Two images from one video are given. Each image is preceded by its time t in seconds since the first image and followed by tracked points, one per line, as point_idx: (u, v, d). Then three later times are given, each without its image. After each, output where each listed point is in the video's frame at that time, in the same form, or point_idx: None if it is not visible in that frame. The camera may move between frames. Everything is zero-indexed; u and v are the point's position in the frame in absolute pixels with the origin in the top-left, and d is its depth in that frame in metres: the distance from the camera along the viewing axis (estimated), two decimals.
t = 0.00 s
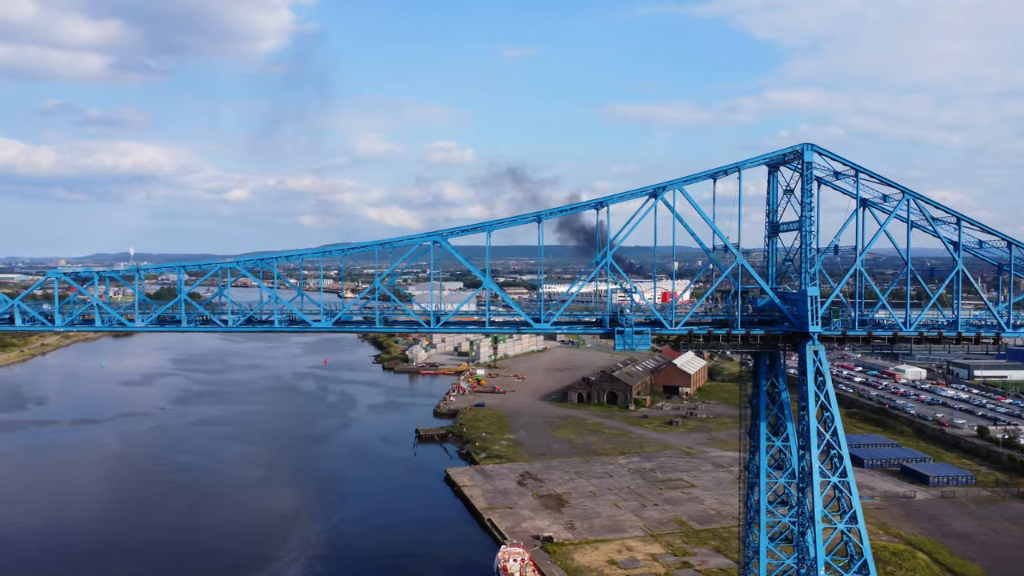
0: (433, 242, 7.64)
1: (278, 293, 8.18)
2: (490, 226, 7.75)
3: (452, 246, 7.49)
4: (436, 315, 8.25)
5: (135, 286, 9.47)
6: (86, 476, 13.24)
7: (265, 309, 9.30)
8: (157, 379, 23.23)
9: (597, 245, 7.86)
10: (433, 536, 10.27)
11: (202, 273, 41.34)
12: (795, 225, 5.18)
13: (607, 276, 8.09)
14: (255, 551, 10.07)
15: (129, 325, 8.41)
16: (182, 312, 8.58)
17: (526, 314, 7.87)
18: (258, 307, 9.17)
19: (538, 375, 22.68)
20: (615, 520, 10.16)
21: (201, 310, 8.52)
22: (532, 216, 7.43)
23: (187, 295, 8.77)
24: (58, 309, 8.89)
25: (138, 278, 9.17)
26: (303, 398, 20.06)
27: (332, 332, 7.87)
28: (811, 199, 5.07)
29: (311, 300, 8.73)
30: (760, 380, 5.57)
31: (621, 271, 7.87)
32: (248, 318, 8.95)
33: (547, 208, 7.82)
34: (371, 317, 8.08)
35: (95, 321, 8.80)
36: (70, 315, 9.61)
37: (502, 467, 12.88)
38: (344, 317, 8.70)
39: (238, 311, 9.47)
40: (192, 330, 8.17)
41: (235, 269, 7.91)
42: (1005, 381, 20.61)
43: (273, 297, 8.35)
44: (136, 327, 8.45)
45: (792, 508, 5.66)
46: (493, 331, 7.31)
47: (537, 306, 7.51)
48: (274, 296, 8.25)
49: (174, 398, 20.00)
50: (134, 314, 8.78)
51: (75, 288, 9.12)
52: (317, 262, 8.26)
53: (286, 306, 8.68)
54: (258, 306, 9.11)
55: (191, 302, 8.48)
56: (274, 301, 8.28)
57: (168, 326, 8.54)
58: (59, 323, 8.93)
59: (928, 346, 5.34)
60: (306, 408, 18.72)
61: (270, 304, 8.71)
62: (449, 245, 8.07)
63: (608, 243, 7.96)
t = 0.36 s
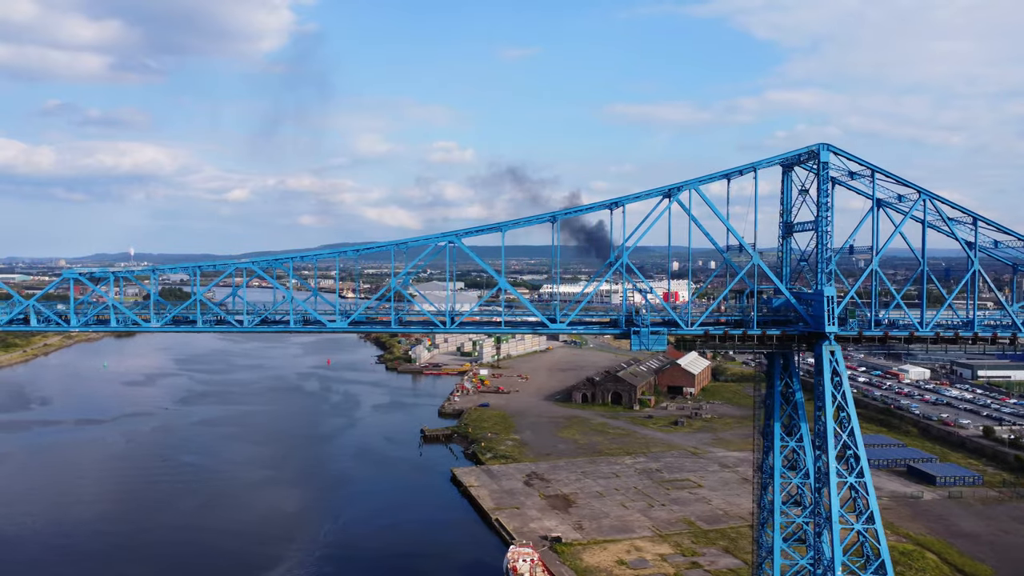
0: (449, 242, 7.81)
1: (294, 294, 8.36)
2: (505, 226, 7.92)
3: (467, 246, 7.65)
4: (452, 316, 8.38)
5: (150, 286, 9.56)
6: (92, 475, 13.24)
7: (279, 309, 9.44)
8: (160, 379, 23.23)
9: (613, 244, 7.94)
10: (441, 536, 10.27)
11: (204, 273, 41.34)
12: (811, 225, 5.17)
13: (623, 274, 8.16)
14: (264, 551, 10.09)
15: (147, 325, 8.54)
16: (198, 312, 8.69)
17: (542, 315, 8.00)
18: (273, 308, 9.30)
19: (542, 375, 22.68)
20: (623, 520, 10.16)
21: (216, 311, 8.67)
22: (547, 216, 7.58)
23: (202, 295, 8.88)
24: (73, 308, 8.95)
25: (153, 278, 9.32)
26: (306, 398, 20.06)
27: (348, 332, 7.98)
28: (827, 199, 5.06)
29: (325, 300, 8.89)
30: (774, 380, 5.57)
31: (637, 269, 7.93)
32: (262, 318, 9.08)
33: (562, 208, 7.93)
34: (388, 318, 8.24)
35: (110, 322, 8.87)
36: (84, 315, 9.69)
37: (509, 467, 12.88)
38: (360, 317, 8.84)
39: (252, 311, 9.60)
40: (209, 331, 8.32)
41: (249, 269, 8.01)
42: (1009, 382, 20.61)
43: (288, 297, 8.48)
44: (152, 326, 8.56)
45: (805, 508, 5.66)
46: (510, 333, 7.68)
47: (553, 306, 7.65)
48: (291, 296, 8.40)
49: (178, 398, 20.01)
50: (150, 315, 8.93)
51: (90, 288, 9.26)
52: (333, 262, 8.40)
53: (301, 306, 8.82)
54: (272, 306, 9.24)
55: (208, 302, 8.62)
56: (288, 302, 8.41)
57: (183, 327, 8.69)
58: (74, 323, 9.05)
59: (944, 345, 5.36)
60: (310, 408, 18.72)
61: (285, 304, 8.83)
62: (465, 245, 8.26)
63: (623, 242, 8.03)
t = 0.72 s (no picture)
0: (466, 243, 7.95)
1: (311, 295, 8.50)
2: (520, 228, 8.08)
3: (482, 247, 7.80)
4: (467, 317, 8.47)
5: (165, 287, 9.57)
6: (98, 476, 13.24)
7: (294, 309, 9.51)
8: (163, 379, 23.25)
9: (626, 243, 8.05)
10: (448, 537, 10.25)
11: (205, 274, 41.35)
12: (827, 225, 5.16)
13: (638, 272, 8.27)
14: (272, 551, 10.09)
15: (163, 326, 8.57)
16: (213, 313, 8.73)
17: (558, 316, 8.12)
18: (287, 308, 9.32)
19: (545, 375, 22.68)
20: (631, 521, 10.15)
21: (232, 310, 8.67)
22: (563, 218, 7.71)
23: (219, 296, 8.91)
24: (89, 309, 8.96)
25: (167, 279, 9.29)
26: (310, 399, 20.07)
27: (365, 334, 8.08)
28: (843, 199, 5.05)
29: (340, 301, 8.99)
30: (787, 380, 5.57)
31: (652, 267, 8.03)
32: (277, 318, 9.09)
33: (576, 210, 8.05)
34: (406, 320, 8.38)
35: (125, 323, 8.87)
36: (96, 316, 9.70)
37: (515, 467, 12.89)
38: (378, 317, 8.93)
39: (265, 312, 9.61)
40: (226, 331, 8.32)
41: (265, 270, 8.07)
42: (1013, 382, 20.61)
43: (304, 297, 8.55)
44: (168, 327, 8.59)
45: (819, 509, 5.66)
46: (526, 333, 7.89)
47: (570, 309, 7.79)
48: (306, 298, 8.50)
49: (182, 398, 20.02)
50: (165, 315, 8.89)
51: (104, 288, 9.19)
52: (350, 262, 8.50)
53: (316, 307, 8.92)
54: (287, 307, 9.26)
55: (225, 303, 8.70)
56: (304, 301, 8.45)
57: (199, 327, 8.65)
58: (89, 323, 9.00)
59: (959, 345, 5.40)
60: (314, 408, 18.72)
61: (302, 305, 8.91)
62: (480, 245, 8.43)
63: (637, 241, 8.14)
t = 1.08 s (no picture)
0: (480, 242, 8.08)
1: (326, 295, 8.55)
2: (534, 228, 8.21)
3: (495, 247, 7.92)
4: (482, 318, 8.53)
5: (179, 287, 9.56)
6: (103, 476, 13.24)
7: (308, 310, 9.51)
8: (166, 379, 23.27)
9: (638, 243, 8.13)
10: (455, 537, 10.25)
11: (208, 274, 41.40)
12: (843, 225, 5.17)
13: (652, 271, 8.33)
14: (279, 552, 10.10)
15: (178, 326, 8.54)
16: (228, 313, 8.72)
17: (572, 316, 8.22)
18: (300, 308, 9.31)
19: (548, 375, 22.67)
20: (638, 521, 10.14)
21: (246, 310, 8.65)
22: (576, 218, 7.83)
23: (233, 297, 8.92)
24: (104, 309, 8.94)
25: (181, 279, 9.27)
26: (313, 398, 20.08)
27: (379, 333, 8.15)
28: (859, 199, 5.07)
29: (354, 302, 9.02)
30: (800, 380, 5.57)
31: (665, 266, 8.08)
32: (290, 318, 9.08)
33: (590, 210, 8.17)
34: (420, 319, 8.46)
35: (141, 323, 8.85)
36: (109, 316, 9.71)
37: (521, 467, 12.89)
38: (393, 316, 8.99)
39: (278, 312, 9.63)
40: (239, 331, 8.33)
41: (279, 270, 8.12)
42: (1017, 381, 20.59)
43: (319, 297, 8.58)
44: (183, 327, 8.57)
45: (832, 509, 5.66)
46: (541, 333, 8.00)
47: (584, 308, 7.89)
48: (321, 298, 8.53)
49: (185, 398, 20.03)
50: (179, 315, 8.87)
51: (117, 287, 9.14)
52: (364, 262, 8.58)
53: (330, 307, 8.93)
54: (300, 306, 9.24)
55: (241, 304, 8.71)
56: (320, 302, 8.46)
57: (214, 326, 8.62)
58: (103, 324, 8.99)
59: (974, 345, 5.43)
60: (318, 408, 18.73)
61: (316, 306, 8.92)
62: (493, 245, 8.54)
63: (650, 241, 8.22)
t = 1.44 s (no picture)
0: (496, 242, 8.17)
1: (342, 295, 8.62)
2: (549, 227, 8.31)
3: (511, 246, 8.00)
4: (498, 319, 8.67)
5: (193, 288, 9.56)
6: (108, 476, 13.24)
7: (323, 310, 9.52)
8: (169, 380, 23.28)
9: (654, 244, 8.17)
10: (462, 538, 10.24)
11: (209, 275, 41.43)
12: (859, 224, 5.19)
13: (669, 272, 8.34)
14: (287, 552, 10.09)
15: (192, 326, 8.51)
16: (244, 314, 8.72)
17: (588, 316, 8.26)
18: (316, 308, 9.37)
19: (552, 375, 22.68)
20: (646, 521, 10.14)
21: (262, 310, 8.69)
22: (591, 217, 7.92)
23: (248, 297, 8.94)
24: (118, 309, 8.91)
25: (195, 278, 9.27)
26: (317, 399, 20.09)
27: (396, 334, 8.26)
28: (875, 198, 5.08)
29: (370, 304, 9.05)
30: (815, 381, 5.57)
31: (681, 266, 8.10)
32: (305, 318, 9.12)
33: (605, 210, 8.25)
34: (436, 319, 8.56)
35: (156, 323, 8.83)
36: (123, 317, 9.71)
37: (527, 467, 12.88)
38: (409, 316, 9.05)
39: (292, 313, 9.65)
40: (254, 331, 8.36)
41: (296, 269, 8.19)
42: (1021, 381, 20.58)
43: (334, 297, 8.61)
44: (199, 328, 8.54)
45: (846, 509, 5.65)
46: (558, 333, 8.04)
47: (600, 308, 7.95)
48: (336, 298, 8.58)
49: (189, 399, 20.04)
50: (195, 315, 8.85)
51: (132, 288, 9.13)
52: (380, 262, 8.66)
53: (347, 307, 8.94)
54: (315, 306, 9.34)
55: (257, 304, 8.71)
56: (336, 301, 8.57)
57: (230, 326, 8.63)
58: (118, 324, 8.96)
59: (990, 345, 5.48)
60: (323, 408, 18.73)
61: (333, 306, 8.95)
62: (507, 245, 8.62)
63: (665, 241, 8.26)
